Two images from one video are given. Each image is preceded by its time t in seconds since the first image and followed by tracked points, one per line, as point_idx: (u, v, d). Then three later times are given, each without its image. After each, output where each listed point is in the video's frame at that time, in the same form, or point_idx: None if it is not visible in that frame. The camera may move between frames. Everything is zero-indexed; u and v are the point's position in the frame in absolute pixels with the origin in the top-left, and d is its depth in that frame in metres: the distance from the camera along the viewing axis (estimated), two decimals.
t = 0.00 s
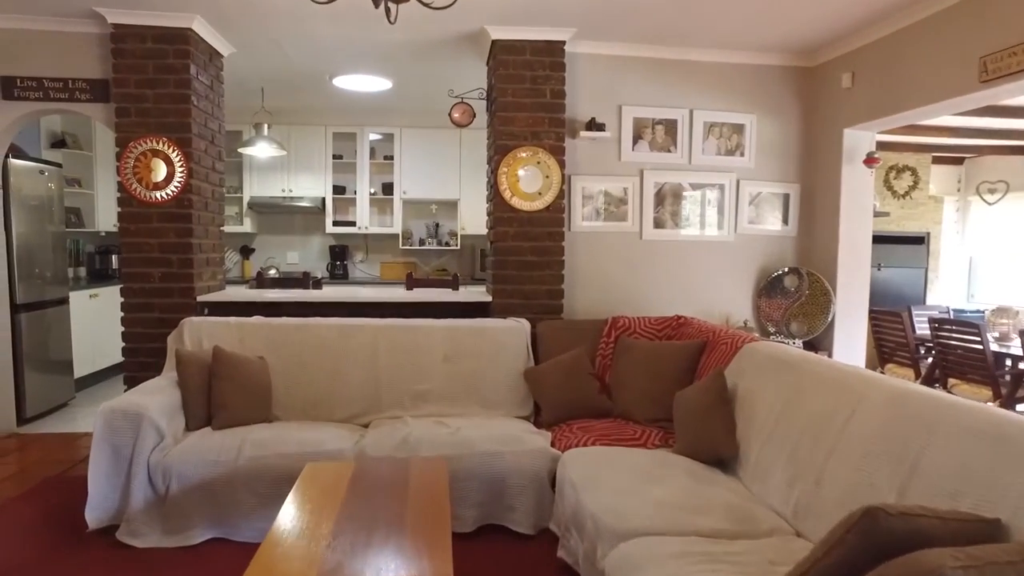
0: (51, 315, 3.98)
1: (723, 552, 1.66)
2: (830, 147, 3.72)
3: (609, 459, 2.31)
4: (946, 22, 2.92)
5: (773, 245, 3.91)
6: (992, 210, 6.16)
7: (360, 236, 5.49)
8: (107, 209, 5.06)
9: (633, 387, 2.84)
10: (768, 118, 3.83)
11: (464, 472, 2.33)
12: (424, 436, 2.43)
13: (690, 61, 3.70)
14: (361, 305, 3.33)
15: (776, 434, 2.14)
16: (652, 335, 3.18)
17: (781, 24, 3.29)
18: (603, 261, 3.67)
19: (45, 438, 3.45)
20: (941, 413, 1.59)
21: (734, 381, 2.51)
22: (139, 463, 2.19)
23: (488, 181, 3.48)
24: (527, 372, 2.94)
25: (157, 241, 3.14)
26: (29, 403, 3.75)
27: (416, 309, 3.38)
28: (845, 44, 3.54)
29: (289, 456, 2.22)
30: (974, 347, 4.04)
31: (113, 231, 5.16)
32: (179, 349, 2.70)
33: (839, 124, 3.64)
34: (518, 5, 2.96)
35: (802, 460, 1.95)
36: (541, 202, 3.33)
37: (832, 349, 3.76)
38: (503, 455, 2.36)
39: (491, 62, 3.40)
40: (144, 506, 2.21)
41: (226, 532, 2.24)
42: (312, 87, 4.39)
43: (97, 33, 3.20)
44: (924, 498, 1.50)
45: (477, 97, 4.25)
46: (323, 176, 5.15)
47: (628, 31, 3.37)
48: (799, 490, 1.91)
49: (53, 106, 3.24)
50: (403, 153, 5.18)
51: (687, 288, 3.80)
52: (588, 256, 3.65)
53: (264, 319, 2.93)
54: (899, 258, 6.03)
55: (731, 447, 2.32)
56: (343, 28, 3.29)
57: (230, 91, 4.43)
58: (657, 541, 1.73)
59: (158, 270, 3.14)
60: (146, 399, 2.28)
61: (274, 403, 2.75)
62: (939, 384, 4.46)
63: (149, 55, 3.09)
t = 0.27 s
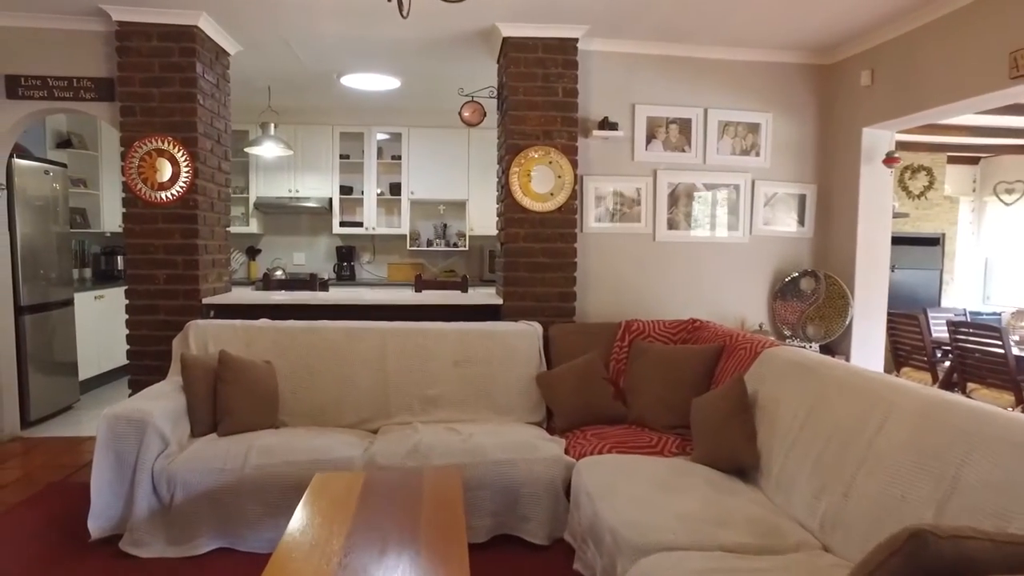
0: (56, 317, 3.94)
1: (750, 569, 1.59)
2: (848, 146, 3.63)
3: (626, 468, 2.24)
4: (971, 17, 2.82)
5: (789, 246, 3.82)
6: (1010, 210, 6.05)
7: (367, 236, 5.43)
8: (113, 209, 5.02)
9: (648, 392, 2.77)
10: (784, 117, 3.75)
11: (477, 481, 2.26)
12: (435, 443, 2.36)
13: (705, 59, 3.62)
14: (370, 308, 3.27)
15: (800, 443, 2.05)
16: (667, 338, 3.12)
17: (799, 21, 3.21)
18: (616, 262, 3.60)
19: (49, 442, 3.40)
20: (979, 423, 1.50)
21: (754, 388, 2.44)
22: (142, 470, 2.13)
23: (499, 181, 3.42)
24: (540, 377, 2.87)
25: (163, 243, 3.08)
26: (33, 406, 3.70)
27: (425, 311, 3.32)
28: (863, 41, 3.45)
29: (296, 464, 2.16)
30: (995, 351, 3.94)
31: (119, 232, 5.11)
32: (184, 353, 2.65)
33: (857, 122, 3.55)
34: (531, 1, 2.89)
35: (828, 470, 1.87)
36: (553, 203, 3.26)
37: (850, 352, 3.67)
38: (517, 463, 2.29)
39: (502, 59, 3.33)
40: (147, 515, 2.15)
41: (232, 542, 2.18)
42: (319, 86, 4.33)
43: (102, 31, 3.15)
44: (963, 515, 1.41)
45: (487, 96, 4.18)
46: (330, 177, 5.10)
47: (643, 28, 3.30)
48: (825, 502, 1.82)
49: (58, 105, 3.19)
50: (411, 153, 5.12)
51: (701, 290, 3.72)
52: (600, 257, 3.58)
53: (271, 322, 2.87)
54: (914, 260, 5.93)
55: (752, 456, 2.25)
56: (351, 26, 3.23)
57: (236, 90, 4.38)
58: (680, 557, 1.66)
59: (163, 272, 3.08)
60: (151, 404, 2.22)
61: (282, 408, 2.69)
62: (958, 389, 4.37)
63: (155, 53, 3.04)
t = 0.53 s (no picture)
0: (57, 317, 3.90)
1: None
2: (859, 145, 3.57)
3: (636, 473, 2.19)
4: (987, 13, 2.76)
5: (799, 247, 3.76)
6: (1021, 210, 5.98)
7: (371, 236, 5.38)
8: (116, 209, 4.98)
9: (658, 395, 2.72)
10: (794, 116, 3.69)
11: (484, 486, 2.21)
12: (441, 447, 2.32)
13: (715, 56, 3.56)
14: (374, 309, 3.22)
15: (816, 449, 2.00)
16: (676, 339, 3.07)
17: (810, 18, 3.15)
18: (623, 263, 3.55)
19: (50, 444, 3.36)
20: (1006, 430, 1.44)
21: (766, 391, 2.39)
22: (143, 474, 2.09)
23: (505, 180, 3.37)
24: (547, 379, 2.83)
25: (165, 242, 3.04)
26: (34, 408, 3.67)
27: (431, 312, 3.27)
28: (875, 38, 3.39)
29: (299, 469, 2.12)
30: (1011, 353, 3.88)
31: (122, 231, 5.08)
32: (186, 354, 2.61)
33: (869, 120, 3.49)
34: None
35: (846, 477, 1.81)
36: (560, 202, 3.21)
37: (861, 354, 3.61)
38: (524, 468, 2.25)
39: (509, 57, 3.28)
40: (148, 520, 2.10)
41: (234, 547, 2.14)
42: (323, 84, 4.29)
43: (104, 29, 3.12)
44: (992, 526, 1.35)
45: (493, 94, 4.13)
46: (334, 176, 5.06)
47: (651, 25, 3.24)
48: (843, 510, 1.77)
49: (59, 104, 3.15)
50: (415, 152, 5.08)
51: (710, 291, 3.67)
52: (608, 257, 3.53)
53: (275, 323, 2.83)
54: (923, 260, 5.86)
55: (766, 461, 2.19)
56: (355, 23, 3.19)
57: (239, 89, 4.34)
58: (695, 567, 1.61)
59: (165, 272, 3.05)
60: (152, 407, 2.18)
61: (285, 410, 2.65)
62: (970, 391, 4.30)
63: (157, 51, 3.00)
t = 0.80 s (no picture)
0: (59, 317, 3.86)
1: None
2: (872, 142, 3.49)
3: (647, 478, 2.13)
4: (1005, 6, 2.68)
5: (812, 246, 3.69)
6: None
7: (376, 235, 5.33)
8: (119, 208, 4.94)
9: (668, 397, 2.66)
10: (807, 112, 3.62)
11: (491, 491, 2.15)
12: (447, 451, 2.26)
13: (725, 52, 3.49)
14: (378, 309, 3.17)
15: (833, 454, 1.93)
16: (686, 340, 3.01)
17: (823, 12, 3.07)
18: (632, 262, 3.48)
19: (50, 445, 3.31)
20: None
21: (781, 393, 2.32)
22: (141, 478, 2.04)
23: (512, 178, 3.31)
24: (555, 381, 2.77)
25: (166, 241, 2.99)
26: (35, 409, 3.63)
27: (436, 312, 3.21)
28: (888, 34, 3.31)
29: (301, 473, 2.06)
30: None
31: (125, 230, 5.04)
32: (186, 355, 2.55)
33: (882, 117, 3.41)
34: None
35: (867, 485, 1.74)
36: (567, 200, 3.14)
37: (875, 355, 3.53)
38: (532, 472, 2.18)
39: (516, 52, 3.22)
40: (146, 525, 2.05)
41: (234, 553, 2.08)
42: (326, 81, 4.24)
43: (104, 25, 3.07)
44: None
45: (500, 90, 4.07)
46: (338, 175, 5.01)
47: (661, 20, 3.18)
48: (863, 519, 1.70)
49: (59, 100, 3.11)
50: (420, 150, 5.02)
51: (720, 290, 3.60)
52: (616, 257, 3.46)
53: (277, 323, 2.78)
54: (935, 260, 5.78)
55: (782, 466, 2.12)
56: (359, 18, 3.13)
57: (242, 86, 4.29)
58: None
59: (166, 271, 3.00)
60: (151, 409, 2.13)
61: (287, 412, 2.59)
62: (986, 393, 4.22)
63: (158, 46, 2.95)
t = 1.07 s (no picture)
0: (61, 319, 3.82)
1: None
2: (889, 141, 3.39)
3: (662, 489, 2.05)
4: None
5: (827, 247, 3.59)
6: None
7: (381, 236, 5.26)
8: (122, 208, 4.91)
9: (682, 404, 2.58)
10: (823, 110, 3.52)
11: (499, 501, 2.08)
12: (453, 459, 2.18)
13: (739, 48, 3.40)
14: (383, 311, 3.10)
15: (857, 466, 1.84)
16: (699, 345, 2.92)
17: (840, 7, 2.98)
18: (643, 264, 3.40)
19: (51, 449, 3.26)
20: None
21: (800, 400, 2.23)
22: (138, 487, 1.98)
23: (520, 178, 3.23)
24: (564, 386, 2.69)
25: (167, 242, 2.94)
26: (36, 412, 3.58)
27: (442, 315, 3.14)
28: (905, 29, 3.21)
29: (303, 482, 1.99)
30: None
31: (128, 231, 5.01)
32: (186, 360, 2.49)
33: (898, 114, 3.31)
34: None
35: (895, 499, 1.65)
36: (576, 200, 3.07)
37: (893, 359, 3.42)
38: (541, 482, 2.11)
39: (523, 49, 3.15)
40: (142, 536, 1.99)
41: (233, 565, 2.01)
42: (331, 80, 4.18)
43: (105, 22, 3.02)
44: None
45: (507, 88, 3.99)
46: (344, 175, 4.95)
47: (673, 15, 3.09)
48: (891, 535, 1.61)
49: (60, 99, 3.06)
50: (426, 150, 4.96)
51: (733, 293, 3.51)
52: (627, 258, 3.38)
53: (279, 326, 2.72)
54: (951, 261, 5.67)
55: (802, 477, 2.04)
56: (364, 15, 3.06)
57: (245, 85, 4.24)
58: None
59: (167, 273, 2.94)
60: (150, 415, 2.07)
61: (289, 418, 2.53)
62: (1006, 398, 4.10)
63: (159, 43, 2.89)
